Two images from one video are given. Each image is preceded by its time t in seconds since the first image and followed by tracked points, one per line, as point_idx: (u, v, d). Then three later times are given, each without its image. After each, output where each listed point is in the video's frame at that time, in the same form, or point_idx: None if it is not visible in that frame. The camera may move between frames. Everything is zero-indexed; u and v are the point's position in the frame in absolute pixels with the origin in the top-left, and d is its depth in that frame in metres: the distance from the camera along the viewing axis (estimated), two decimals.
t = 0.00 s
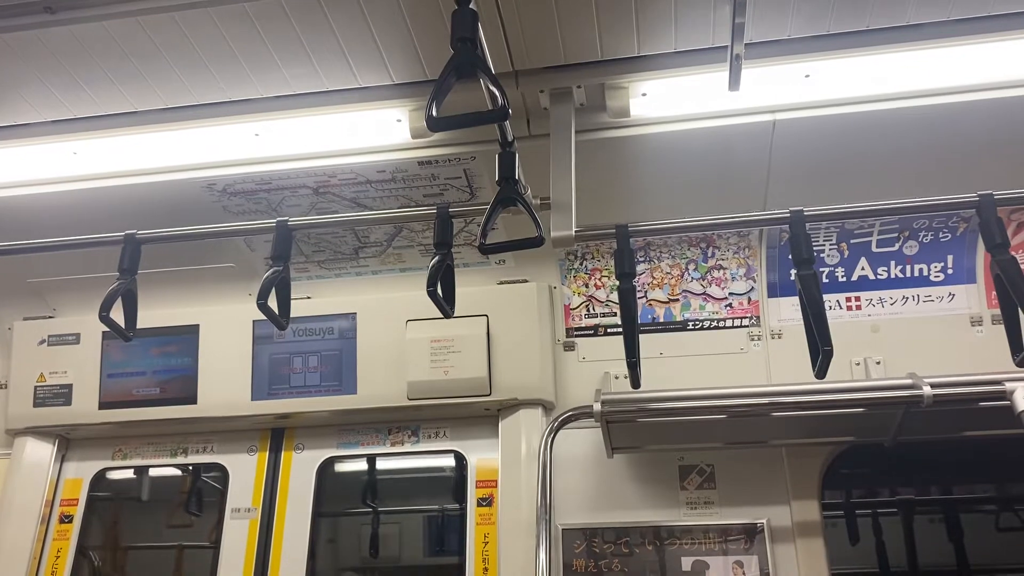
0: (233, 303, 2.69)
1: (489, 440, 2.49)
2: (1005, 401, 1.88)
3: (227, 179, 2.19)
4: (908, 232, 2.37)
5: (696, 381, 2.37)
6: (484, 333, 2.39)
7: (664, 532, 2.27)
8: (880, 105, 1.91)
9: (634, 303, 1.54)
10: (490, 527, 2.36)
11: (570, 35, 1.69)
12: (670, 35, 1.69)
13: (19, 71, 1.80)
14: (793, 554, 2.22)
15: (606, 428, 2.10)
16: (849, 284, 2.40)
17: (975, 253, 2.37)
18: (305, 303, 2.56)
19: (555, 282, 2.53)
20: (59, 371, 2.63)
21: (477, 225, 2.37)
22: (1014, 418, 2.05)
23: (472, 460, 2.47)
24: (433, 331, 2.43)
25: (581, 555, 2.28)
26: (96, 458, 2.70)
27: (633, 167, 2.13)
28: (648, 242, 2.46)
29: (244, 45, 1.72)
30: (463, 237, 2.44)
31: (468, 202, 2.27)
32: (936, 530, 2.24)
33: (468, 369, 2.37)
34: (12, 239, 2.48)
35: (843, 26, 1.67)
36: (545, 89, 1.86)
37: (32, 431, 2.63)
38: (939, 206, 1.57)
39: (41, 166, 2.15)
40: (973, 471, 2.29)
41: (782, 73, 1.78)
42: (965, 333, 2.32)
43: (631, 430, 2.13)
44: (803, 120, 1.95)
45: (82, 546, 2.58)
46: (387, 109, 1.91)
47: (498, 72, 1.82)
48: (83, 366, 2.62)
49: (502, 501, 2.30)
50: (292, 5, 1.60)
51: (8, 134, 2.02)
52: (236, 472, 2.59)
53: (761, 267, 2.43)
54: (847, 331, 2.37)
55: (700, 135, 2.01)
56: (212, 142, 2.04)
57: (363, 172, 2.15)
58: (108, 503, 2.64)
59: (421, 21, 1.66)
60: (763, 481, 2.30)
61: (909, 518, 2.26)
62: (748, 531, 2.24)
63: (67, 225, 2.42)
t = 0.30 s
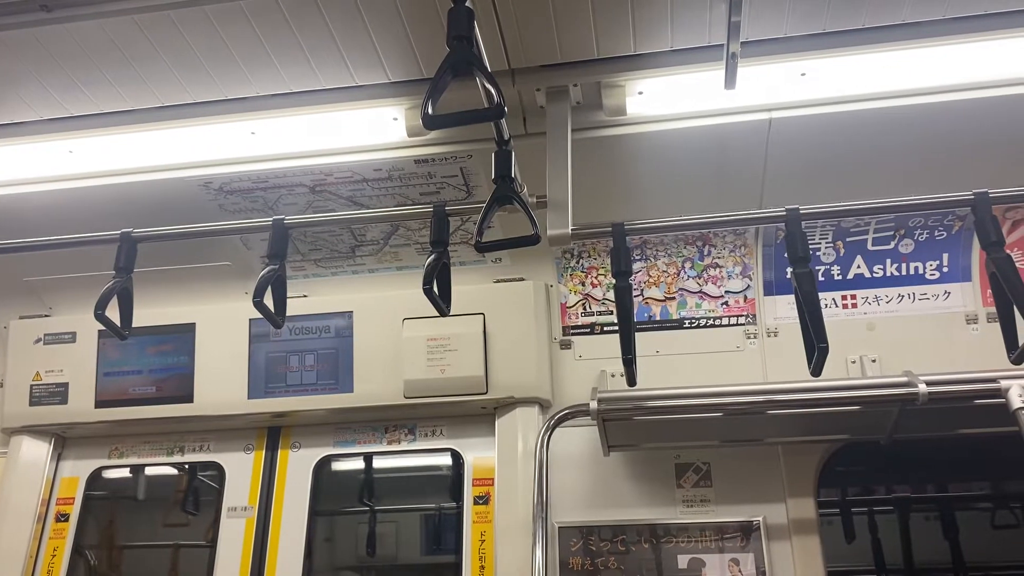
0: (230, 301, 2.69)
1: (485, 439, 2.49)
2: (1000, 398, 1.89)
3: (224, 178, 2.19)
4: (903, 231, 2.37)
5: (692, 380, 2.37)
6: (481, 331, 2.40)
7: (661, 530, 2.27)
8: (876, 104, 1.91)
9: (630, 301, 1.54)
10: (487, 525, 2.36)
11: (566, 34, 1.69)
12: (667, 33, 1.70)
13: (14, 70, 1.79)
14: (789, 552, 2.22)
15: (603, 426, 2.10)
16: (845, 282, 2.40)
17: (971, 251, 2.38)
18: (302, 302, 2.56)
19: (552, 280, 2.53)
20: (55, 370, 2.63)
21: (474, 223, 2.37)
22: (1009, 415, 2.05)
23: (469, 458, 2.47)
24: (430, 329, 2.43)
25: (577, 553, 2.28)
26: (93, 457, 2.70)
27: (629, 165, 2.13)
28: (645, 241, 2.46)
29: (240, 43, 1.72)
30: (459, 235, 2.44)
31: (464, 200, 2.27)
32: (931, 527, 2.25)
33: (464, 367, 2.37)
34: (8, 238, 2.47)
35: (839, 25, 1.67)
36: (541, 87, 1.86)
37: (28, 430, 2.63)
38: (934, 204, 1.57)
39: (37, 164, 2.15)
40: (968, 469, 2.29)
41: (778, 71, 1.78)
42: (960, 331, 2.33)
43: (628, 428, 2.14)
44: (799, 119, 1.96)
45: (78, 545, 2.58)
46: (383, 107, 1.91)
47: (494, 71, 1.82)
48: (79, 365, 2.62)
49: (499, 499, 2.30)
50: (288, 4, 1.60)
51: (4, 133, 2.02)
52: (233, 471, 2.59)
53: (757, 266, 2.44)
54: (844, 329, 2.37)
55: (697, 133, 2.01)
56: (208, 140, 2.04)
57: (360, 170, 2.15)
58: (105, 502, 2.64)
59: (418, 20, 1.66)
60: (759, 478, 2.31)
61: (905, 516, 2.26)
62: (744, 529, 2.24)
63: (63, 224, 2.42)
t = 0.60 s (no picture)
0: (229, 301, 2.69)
1: (484, 438, 2.49)
2: (999, 397, 1.89)
3: (223, 177, 2.18)
4: (902, 230, 2.37)
5: (691, 379, 2.37)
6: (480, 330, 2.39)
7: (660, 529, 2.27)
8: (876, 103, 1.91)
9: (630, 300, 1.54)
10: (486, 524, 2.36)
11: (566, 33, 1.69)
12: (666, 33, 1.70)
13: (12, 69, 1.79)
14: (787, 551, 2.23)
15: (602, 426, 2.10)
16: (844, 282, 2.41)
17: (969, 250, 2.38)
18: (301, 301, 2.56)
19: (551, 279, 2.53)
20: (53, 369, 2.62)
21: (473, 222, 2.37)
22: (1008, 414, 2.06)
23: (467, 457, 2.47)
24: (429, 329, 2.43)
25: (576, 552, 2.28)
26: (91, 457, 2.70)
27: (629, 164, 2.13)
28: (644, 240, 2.47)
29: (239, 42, 1.72)
30: (458, 235, 2.44)
31: (463, 199, 2.27)
32: (930, 526, 2.25)
33: (463, 367, 2.37)
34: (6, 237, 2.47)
35: (838, 24, 1.67)
36: (541, 86, 1.86)
37: (26, 429, 2.63)
38: (932, 203, 1.57)
39: (35, 163, 2.14)
40: (966, 468, 2.30)
41: (777, 71, 1.78)
42: (959, 330, 2.34)
43: (627, 428, 2.14)
44: (798, 118, 1.96)
45: (77, 544, 2.58)
46: (382, 106, 1.91)
47: (494, 70, 1.82)
48: (78, 365, 2.61)
49: (498, 498, 2.30)
50: (288, 3, 1.60)
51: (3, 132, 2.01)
52: (232, 470, 2.59)
53: (756, 265, 2.44)
54: (842, 328, 2.38)
55: (696, 133, 2.01)
56: (207, 140, 2.04)
57: (358, 170, 2.15)
58: (103, 501, 2.64)
59: (417, 19, 1.66)
60: (758, 477, 2.31)
61: (903, 515, 2.27)
62: (743, 528, 2.25)
63: (61, 223, 2.41)
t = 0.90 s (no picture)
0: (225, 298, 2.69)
1: (480, 436, 2.50)
2: (994, 396, 1.89)
3: (219, 175, 2.18)
4: (898, 228, 2.39)
5: (686, 377, 2.37)
6: (476, 328, 2.40)
7: (655, 527, 2.28)
8: (871, 102, 1.92)
9: (625, 298, 1.54)
10: (482, 522, 2.36)
11: (562, 31, 1.69)
12: (662, 31, 1.69)
13: (7, 66, 1.78)
14: (783, 548, 2.23)
15: (597, 424, 2.10)
16: (839, 280, 2.41)
17: (964, 248, 2.39)
18: (297, 299, 2.56)
19: (547, 277, 2.54)
20: (49, 367, 2.62)
21: (469, 220, 2.37)
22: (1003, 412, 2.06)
23: (464, 455, 2.47)
24: (425, 326, 2.43)
25: (572, 550, 2.29)
26: (87, 454, 2.70)
27: (624, 162, 2.13)
28: (640, 237, 2.47)
29: (235, 40, 1.72)
30: (455, 232, 2.44)
31: (459, 197, 2.27)
32: (925, 524, 2.26)
33: (459, 364, 2.37)
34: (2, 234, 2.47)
35: (834, 22, 1.67)
36: (536, 84, 1.86)
37: (22, 427, 2.62)
38: (928, 201, 1.57)
39: (31, 161, 2.14)
40: (961, 466, 2.30)
41: (772, 69, 1.78)
42: (954, 328, 2.34)
43: (622, 425, 2.14)
44: (794, 117, 1.96)
45: (73, 542, 2.58)
46: (378, 104, 1.91)
47: (489, 68, 1.82)
48: (74, 362, 2.61)
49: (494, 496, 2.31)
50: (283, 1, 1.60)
51: None
52: (228, 468, 2.59)
53: (752, 263, 2.44)
54: (838, 326, 2.38)
55: (691, 131, 2.01)
56: (203, 137, 2.04)
57: (354, 168, 2.14)
58: (99, 499, 2.64)
59: (413, 18, 1.66)
60: (753, 475, 2.31)
61: (899, 512, 2.27)
62: (738, 526, 2.25)
63: (57, 220, 2.41)
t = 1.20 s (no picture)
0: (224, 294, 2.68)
1: (480, 431, 2.49)
2: (994, 391, 1.89)
3: (218, 169, 2.18)
4: (898, 224, 2.39)
5: (686, 372, 2.37)
6: (476, 324, 2.39)
7: (655, 523, 2.28)
8: (871, 96, 1.91)
9: (626, 293, 1.53)
10: (482, 517, 2.36)
11: (562, 25, 1.68)
12: (662, 25, 1.69)
13: (5, 60, 1.78)
14: (782, 544, 2.23)
15: (597, 419, 2.10)
16: (840, 275, 2.41)
17: (965, 244, 2.38)
18: (296, 294, 2.56)
19: (546, 273, 2.54)
20: (48, 362, 2.62)
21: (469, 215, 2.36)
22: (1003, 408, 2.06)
23: (464, 450, 2.47)
24: (425, 322, 2.43)
25: (572, 546, 2.28)
26: (87, 450, 2.69)
27: (625, 157, 2.13)
28: (640, 233, 2.47)
29: (234, 34, 1.71)
30: (454, 228, 2.43)
31: (459, 192, 2.26)
32: (925, 519, 2.26)
33: (459, 360, 2.36)
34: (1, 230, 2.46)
35: (836, 16, 1.67)
36: (536, 79, 1.85)
37: (21, 422, 2.62)
38: (929, 196, 1.57)
39: (29, 156, 2.13)
40: (961, 461, 2.30)
41: (773, 63, 1.77)
42: (955, 324, 2.34)
43: (622, 421, 2.14)
44: (794, 111, 1.95)
45: (72, 538, 2.58)
46: (378, 98, 1.90)
47: (489, 62, 1.81)
48: (73, 358, 2.61)
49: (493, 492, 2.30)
50: None
51: None
52: (227, 464, 2.59)
53: (752, 259, 2.44)
54: (838, 322, 2.38)
55: (691, 126, 2.01)
56: (202, 132, 2.03)
57: (354, 162, 2.14)
58: (98, 495, 2.63)
59: (413, 12, 1.65)
60: (752, 471, 2.31)
61: (898, 508, 2.27)
62: (738, 521, 2.25)
63: (56, 215, 2.41)
